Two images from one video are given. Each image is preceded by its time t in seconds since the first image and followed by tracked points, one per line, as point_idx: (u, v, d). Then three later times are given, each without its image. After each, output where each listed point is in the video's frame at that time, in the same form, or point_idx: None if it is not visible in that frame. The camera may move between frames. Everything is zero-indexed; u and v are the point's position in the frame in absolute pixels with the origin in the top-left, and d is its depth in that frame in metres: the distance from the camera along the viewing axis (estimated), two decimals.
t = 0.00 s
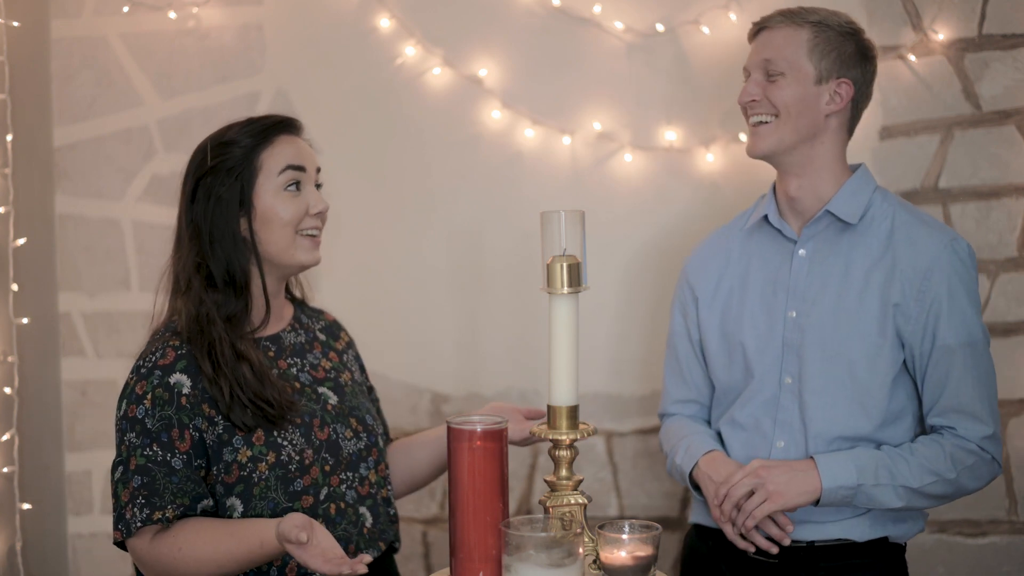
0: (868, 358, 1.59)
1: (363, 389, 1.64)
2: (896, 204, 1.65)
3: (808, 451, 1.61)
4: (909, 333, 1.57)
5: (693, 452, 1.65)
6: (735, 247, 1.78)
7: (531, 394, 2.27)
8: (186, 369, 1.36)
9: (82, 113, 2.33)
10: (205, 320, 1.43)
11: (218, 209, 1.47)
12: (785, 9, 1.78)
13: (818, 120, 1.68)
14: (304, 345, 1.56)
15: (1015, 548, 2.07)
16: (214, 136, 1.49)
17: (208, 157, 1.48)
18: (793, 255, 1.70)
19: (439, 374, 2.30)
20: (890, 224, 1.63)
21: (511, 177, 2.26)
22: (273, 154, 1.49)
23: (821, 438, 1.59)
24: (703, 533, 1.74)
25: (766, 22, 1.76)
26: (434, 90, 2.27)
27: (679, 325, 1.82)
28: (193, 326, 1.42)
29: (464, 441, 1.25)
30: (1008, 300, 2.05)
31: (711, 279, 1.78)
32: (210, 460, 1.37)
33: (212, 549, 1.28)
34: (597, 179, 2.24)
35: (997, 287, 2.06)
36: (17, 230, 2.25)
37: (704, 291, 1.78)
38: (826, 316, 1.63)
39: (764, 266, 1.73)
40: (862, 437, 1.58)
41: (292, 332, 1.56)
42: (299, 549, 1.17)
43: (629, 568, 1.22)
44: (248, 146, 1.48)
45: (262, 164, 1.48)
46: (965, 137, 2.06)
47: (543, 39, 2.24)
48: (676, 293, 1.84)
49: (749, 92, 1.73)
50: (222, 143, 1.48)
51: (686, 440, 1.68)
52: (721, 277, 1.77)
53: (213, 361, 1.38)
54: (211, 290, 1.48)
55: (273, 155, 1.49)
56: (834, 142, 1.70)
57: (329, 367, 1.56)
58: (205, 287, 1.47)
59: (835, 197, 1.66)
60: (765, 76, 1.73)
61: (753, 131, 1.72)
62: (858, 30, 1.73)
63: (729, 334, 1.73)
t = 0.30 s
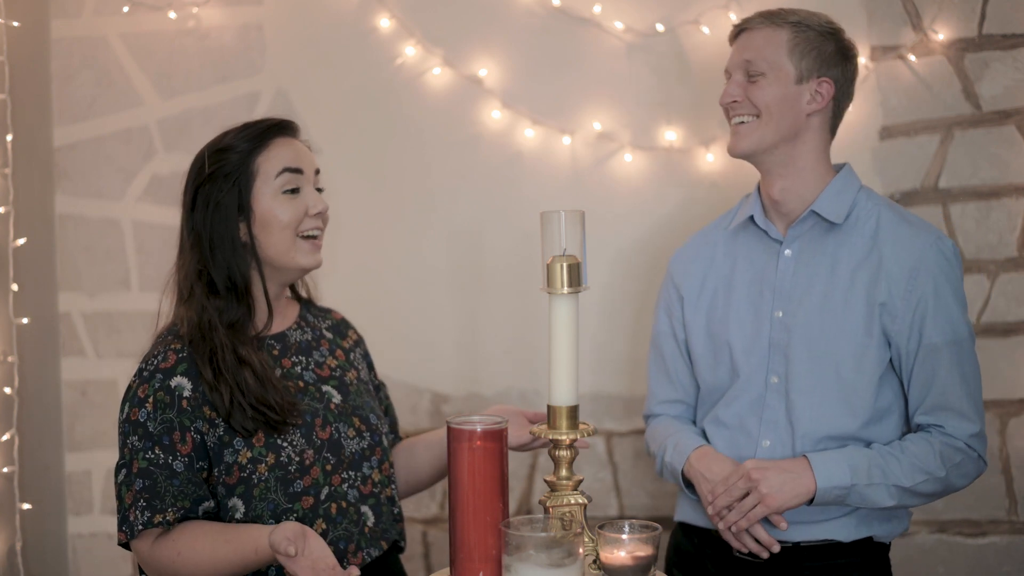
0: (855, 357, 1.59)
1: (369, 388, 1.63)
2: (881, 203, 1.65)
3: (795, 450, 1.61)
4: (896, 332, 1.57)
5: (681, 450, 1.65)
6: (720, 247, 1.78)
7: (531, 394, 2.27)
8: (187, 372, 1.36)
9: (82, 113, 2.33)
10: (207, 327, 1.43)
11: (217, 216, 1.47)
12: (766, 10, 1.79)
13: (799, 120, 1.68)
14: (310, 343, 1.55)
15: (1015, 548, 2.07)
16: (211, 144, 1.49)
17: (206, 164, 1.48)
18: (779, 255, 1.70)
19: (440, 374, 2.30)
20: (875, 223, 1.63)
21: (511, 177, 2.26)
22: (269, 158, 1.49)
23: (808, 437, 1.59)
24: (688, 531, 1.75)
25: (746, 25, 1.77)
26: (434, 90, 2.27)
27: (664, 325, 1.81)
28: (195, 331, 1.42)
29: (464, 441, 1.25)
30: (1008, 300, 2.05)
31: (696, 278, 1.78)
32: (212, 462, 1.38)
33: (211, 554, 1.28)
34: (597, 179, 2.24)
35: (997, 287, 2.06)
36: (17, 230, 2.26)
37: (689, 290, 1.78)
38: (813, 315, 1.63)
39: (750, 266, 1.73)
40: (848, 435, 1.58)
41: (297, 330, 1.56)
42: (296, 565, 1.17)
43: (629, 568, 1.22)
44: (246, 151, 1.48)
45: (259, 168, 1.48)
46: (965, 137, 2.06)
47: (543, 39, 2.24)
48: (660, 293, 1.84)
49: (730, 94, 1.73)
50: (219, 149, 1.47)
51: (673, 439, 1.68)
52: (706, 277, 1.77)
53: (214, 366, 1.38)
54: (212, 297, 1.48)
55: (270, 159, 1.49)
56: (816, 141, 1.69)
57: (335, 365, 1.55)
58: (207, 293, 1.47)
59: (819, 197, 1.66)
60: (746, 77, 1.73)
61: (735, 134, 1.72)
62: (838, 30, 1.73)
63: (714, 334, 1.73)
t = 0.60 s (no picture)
0: (836, 357, 1.59)
1: (360, 390, 1.63)
2: (863, 204, 1.66)
3: (777, 449, 1.61)
4: (877, 331, 1.57)
5: (664, 447, 1.64)
6: (701, 246, 1.78)
7: (531, 394, 2.27)
8: (174, 367, 1.37)
9: (82, 113, 2.33)
10: (194, 321, 1.42)
11: (210, 210, 1.47)
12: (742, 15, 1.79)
13: (780, 124, 1.69)
14: (300, 342, 1.55)
15: (1015, 548, 2.07)
16: (209, 139, 1.49)
17: (202, 158, 1.48)
18: (760, 255, 1.70)
19: (439, 374, 2.30)
20: (856, 224, 1.64)
21: (511, 177, 2.26)
22: (266, 157, 1.49)
23: (791, 436, 1.59)
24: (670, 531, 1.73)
25: (723, 31, 1.77)
26: (434, 90, 2.27)
27: (644, 324, 1.82)
28: (182, 326, 1.42)
29: (464, 441, 1.25)
30: (1008, 300, 2.05)
31: (677, 276, 1.78)
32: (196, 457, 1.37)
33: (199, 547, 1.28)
34: (596, 179, 2.24)
35: (998, 287, 2.06)
36: (17, 230, 2.26)
37: (670, 289, 1.78)
38: (795, 314, 1.63)
39: (731, 265, 1.73)
40: (830, 433, 1.58)
41: (288, 329, 1.55)
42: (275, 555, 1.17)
43: (629, 568, 1.22)
44: (243, 149, 1.48)
45: (255, 167, 1.48)
46: (965, 137, 2.06)
47: (543, 39, 2.24)
48: (640, 292, 1.85)
49: (711, 101, 1.74)
50: (218, 145, 1.48)
51: (654, 436, 1.68)
52: (687, 275, 1.77)
53: (201, 360, 1.38)
54: (201, 291, 1.47)
55: (267, 158, 1.49)
56: (797, 144, 1.71)
57: (326, 365, 1.55)
58: (196, 287, 1.47)
59: (802, 197, 1.66)
60: (725, 83, 1.73)
61: (717, 141, 1.72)
62: (814, 32, 1.74)
63: (695, 332, 1.73)
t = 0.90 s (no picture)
0: (829, 354, 1.60)
1: (350, 392, 1.63)
2: (850, 203, 1.67)
3: (771, 446, 1.60)
4: (869, 328, 1.58)
5: (658, 450, 1.63)
6: (688, 248, 1.78)
7: (531, 394, 2.27)
8: (162, 364, 1.35)
9: (82, 112, 2.33)
10: (178, 316, 1.43)
11: (194, 208, 1.46)
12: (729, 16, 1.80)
13: (769, 123, 1.69)
14: (291, 343, 1.56)
15: (1015, 548, 2.07)
16: (204, 135, 1.49)
17: (195, 154, 1.48)
18: (749, 254, 1.70)
19: (439, 374, 2.30)
20: (845, 223, 1.65)
21: (511, 177, 2.26)
22: (255, 161, 1.47)
23: (785, 434, 1.59)
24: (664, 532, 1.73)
25: (709, 31, 1.77)
26: (433, 90, 2.27)
27: (630, 326, 1.81)
28: (167, 322, 1.42)
29: (464, 441, 1.25)
30: (1008, 300, 2.05)
31: (665, 277, 1.77)
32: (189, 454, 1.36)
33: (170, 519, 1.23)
34: (596, 178, 2.24)
35: (998, 287, 2.06)
36: (17, 230, 2.25)
37: (658, 290, 1.77)
38: (787, 312, 1.64)
39: (719, 265, 1.73)
40: (822, 430, 1.58)
41: (279, 331, 1.56)
42: (220, 418, 1.18)
43: (630, 568, 1.22)
44: (236, 148, 1.47)
45: (243, 168, 1.47)
46: (965, 137, 2.06)
47: (543, 39, 2.24)
48: (626, 294, 1.84)
49: (700, 100, 1.73)
50: (212, 142, 1.47)
51: (647, 439, 1.67)
52: (675, 275, 1.77)
53: (188, 355, 1.39)
54: (186, 287, 1.47)
55: (255, 162, 1.47)
56: (785, 142, 1.71)
57: (316, 367, 1.56)
58: (179, 283, 1.47)
59: (790, 197, 1.67)
60: (714, 83, 1.73)
61: (706, 140, 1.72)
62: (800, 34, 1.76)
63: (685, 333, 1.72)
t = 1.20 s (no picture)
0: (829, 354, 1.60)
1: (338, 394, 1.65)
2: (848, 204, 1.67)
3: (773, 446, 1.60)
4: (869, 327, 1.59)
5: (652, 450, 1.62)
6: (683, 249, 1.77)
7: (531, 394, 2.27)
8: (163, 360, 1.35)
9: (82, 113, 2.33)
10: (172, 317, 1.42)
11: (186, 207, 1.46)
12: (728, 15, 1.80)
13: (768, 123, 1.70)
14: (280, 344, 1.57)
15: (1015, 548, 2.07)
16: (191, 136, 1.49)
17: (184, 154, 1.47)
18: (747, 255, 1.70)
19: (439, 373, 2.30)
20: (844, 224, 1.65)
21: (511, 177, 2.27)
22: (246, 158, 1.48)
23: (785, 434, 1.59)
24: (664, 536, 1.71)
25: (710, 30, 1.77)
26: (433, 90, 2.27)
27: (626, 328, 1.80)
28: (160, 322, 1.41)
29: (464, 441, 1.25)
30: (1008, 300, 2.05)
31: (661, 278, 1.77)
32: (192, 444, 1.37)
33: (196, 480, 1.25)
34: (597, 178, 2.24)
35: (998, 287, 2.06)
36: (17, 230, 2.23)
37: (655, 291, 1.77)
38: (786, 313, 1.64)
39: (716, 266, 1.73)
40: (822, 430, 1.58)
41: (268, 331, 1.57)
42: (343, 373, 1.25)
43: (630, 568, 1.22)
44: (225, 147, 1.47)
45: (235, 167, 1.47)
46: (965, 137, 2.06)
47: (543, 39, 2.24)
48: (620, 295, 1.83)
49: (698, 98, 1.73)
50: (200, 142, 1.47)
51: (638, 440, 1.66)
52: (672, 276, 1.76)
53: (183, 356, 1.38)
54: (178, 288, 1.46)
55: (247, 159, 1.48)
56: (782, 143, 1.72)
57: (305, 368, 1.58)
58: (173, 284, 1.46)
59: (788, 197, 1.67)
60: (713, 81, 1.73)
61: (702, 138, 1.72)
62: (799, 36, 1.76)
63: (683, 333, 1.72)
